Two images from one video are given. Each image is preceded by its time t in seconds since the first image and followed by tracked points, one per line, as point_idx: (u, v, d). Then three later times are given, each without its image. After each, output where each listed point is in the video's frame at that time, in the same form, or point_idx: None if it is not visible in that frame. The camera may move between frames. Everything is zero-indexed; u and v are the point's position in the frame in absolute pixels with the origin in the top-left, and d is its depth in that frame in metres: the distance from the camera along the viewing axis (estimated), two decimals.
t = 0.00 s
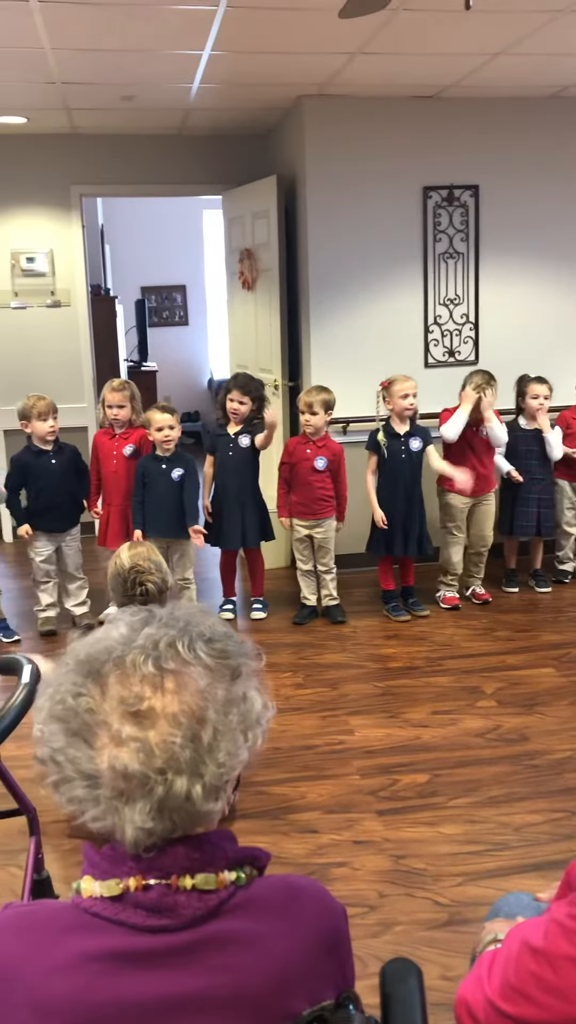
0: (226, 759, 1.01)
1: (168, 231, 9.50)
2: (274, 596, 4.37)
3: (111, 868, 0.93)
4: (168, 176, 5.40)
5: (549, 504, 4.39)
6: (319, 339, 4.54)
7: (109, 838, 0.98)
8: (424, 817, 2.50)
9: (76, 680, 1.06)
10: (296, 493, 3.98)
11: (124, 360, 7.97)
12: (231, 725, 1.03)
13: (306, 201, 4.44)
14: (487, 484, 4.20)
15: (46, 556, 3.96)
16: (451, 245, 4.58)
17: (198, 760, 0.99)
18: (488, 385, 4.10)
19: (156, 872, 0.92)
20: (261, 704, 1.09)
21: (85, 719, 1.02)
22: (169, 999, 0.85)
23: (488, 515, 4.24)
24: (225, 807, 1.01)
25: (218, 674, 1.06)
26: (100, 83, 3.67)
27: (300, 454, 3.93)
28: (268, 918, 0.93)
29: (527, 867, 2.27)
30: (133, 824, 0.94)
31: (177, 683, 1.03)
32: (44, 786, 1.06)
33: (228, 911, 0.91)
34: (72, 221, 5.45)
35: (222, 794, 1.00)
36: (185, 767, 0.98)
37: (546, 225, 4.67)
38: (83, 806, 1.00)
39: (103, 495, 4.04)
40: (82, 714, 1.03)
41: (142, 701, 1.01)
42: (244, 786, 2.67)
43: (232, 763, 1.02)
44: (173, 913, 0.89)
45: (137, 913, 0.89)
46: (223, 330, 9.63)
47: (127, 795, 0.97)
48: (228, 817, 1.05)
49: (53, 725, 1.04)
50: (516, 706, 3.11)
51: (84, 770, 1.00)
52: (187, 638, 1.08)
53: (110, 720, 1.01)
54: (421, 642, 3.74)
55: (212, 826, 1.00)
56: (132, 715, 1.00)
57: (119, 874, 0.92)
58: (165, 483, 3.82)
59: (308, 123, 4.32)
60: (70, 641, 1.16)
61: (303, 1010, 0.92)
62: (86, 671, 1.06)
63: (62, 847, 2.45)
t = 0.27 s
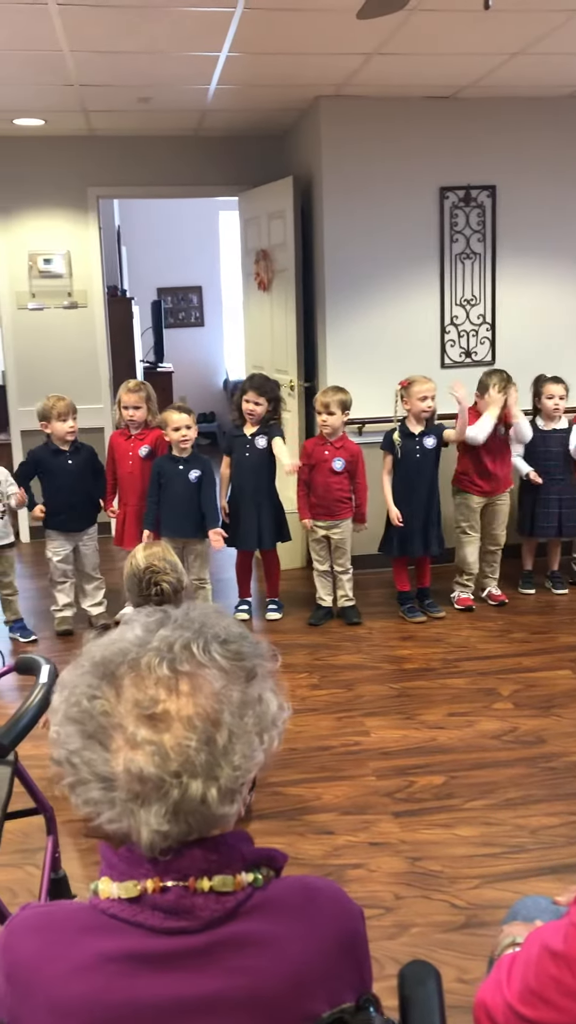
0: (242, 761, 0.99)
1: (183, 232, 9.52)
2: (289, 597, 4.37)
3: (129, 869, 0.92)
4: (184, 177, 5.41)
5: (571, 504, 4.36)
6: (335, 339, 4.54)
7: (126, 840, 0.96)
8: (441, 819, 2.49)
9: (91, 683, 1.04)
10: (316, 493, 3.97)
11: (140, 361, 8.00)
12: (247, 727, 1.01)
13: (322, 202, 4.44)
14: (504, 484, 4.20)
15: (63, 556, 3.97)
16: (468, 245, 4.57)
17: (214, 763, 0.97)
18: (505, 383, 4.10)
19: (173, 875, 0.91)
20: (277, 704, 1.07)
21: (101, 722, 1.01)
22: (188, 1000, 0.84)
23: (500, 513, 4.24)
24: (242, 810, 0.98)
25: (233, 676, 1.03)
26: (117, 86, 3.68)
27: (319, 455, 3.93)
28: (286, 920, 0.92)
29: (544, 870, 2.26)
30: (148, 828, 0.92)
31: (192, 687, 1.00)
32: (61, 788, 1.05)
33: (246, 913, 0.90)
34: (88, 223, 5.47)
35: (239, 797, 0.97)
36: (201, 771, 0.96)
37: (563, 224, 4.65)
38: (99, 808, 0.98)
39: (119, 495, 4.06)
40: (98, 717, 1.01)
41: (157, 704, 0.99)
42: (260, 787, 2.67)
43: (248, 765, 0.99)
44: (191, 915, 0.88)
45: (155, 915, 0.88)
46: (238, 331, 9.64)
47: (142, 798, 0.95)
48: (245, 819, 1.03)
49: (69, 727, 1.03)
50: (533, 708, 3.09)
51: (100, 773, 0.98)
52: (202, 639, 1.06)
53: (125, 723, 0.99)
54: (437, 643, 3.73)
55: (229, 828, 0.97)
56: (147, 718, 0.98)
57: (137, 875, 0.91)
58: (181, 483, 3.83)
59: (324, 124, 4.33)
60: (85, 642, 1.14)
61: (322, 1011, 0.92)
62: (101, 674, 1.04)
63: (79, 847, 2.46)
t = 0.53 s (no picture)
0: (269, 766, 0.98)
1: (206, 233, 9.54)
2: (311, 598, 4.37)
3: (156, 872, 0.92)
4: (209, 179, 5.43)
5: None
6: (359, 341, 4.53)
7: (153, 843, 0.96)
8: (464, 824, 2.48)
9: (119, 685, 1.04)
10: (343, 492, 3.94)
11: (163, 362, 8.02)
12: (273, 732, 1.00)
13: (348, 204, 4.43)
14: (528, 485, 4.19)
15: (87, 556, 3.98)
16: (494, 246, 4.55)
17: (240, 767, 0.96)
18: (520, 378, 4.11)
19: (201, 878, 0.91)
20: (304, 710, 1.06)
21: (128, 724, 1.00)
22: (217, 1003, 0.84)
23: (528, 512, 4.26)
24: (268, 815, 0.98)
25: (260, 681, 1.03)
26: (144, 88, 3.69)
27: (344, 456, 3.93)
28: (314, 925, 0.92)
29: (568, 877, 2.24)
30: (175, 831, 0.93)
31: (219, 691, 1.00)
32: (88, 789, 1.05)
33: (273, 917, 0.90)
34: (114, 225, 5.49)
35: (265, 802, 0.97)
36: (227, 775, 0.95)
37: None
38: (126, 810, 0.98)
39: (143, 496, 4.08)
40: (125, 719, 1.01)
41: (184, 708, 0.98)
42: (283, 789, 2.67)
43: (275, 770, 0.99)
44: (219, 919, 0.88)
45: (183, 918, 0.88)
46: (261, 332, 9.65)
47: (169, 801, 0.95)
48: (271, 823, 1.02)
49: (97, 729, 1.02)
50: (557, 713, 3.07)
51: (127, 775, 0.98)
52: (229, 642, 1.06)
53: (152, 726, 0.99)
54: (461, 646, 3.71)
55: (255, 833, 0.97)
56: (175, 722, 0.98)
57: (164, 878, 0.91)
58: (206, 483, 3.84)
59: (351, 125, 4.32)
60: (112, 643, 1.15)
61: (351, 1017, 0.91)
62: (129, 676, 1.04)
63: (102, 846, 2.48)
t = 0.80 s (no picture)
0: (296, 768, 0.97)
1: (226, 233, 9.56)
2: (330, 600, 4.36)
3: (182, 872, 0.92)
4: (230, 180, 5.44)
5: None
6: (379, 342, 4.52)
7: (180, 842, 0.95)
8: (484, 828, 2.47)
9: (148, 685, 1.03)
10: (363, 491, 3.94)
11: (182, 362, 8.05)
12: (301, 734, 0.99)
13: (370, 205, 4.43)
14: (549, 488, 4.16)
15: (109, 556, 3.99)
16: (517, 248, 4.53)
17: (267, 768, 0.95)
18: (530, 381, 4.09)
19: (227, 878, 0.90)
20: (332, 712, 1.04)
21: (156, 723, 1.00)
22: (242, 1003, 0.83)
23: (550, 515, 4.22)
24: (294, 817, 0.97)
25: (288, 682, 1.01)
26: (166, 89, 3.71)
27: (365, 457, 3.93)
28: (341, 928, 0.90)
29: None
30: (201, 830, 0.92)
31: (246, 692, 0.99)
32: (115, 789, 1.04)
33: (298, 919, 0.89)
34: (135, 226, 5.51)
35: (291, 804, 0.95)
36: (254, 775, 0.94)
37: None
38: (153, 809, 0.97)
39: (164, 496, 4.10)
40: (153, 718, 1.00)
41: (211, 707, 0.98)
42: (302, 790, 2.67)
43: (302, 772, 0.97)
44: (245, 920, 0.87)
45: (208, 918, 0.87)
46: (282, 333, 9.65)
47: (195, 801, 0.94)
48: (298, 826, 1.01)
49: (125, 727, 1.02)
50: None
51: (153, 774, 0.97)
52: (257, 643, 1.05)
53: (179, 725, 0.98)
54: (480, 649, 3.70)
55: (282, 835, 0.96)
56: (202, 721, 0.97)
57: (190, 879, 0.91)
58: (225, 483, 3.83)
59: (373, 127, 4.32)
60: (142, 644, 1.15)
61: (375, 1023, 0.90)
62: (157, 675, 1.03)
63: (122, 845, 2.48)
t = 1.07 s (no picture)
0: (328, 772, 0.96)
1: (250, 235, 9.57)
2: (354, 602, 4.35)
3: (213, 873, 0.91)
4: (257, 181, 5.45)
5: None
6: (406, 344, 4.51)
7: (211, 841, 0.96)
8: (509, 833, 2.45)
9: (182, 684, 1.03)
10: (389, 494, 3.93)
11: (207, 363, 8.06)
12: (333, 738, 0.98)
13: (397, 207, 4.42)
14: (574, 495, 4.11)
15: (136, 556, 4.00)
16: (545, 250, 4.51)
17: (299, 771, 0.94)
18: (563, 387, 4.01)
19: (258, 881, 0.89)
20: (365, 718, 1.03)
21: (189, 724, 1.00)
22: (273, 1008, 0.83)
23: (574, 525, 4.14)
24: (325, 821, 0.96)
25: (321, 687, 1.00)
26: (194, 90, 3.72)
27: (391, 460, 3.92)
28: (373, 933, 0.89)
29: None
30: (232, 832, 0.91)
31: (279, 694, 0.98)
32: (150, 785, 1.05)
33: (329, 924, 0.88)
34: (163, 228, 5.53)
35: (323, 808, 0.95)
36: (286, 778, 0.94)
37: None
38: (185, 808, 0.98)
39: (188, 496, 4.11)
40: (186, 718, 1.00)
41: (244, 708, 0.97)
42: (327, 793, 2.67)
43: (334, 776, 0.96)
44: (276, 923, 0.86)
45: (239, 921, 0.86)
46: (307, 334, 9.65)
47: (227, 802, 0.94)
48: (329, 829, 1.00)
49: (159, 726, 1.02)
50: None
51: (186, 774, 0.97)
52: (291, 646, 1.04)
53: (212, 726, 0.98)
54: (506, 653, 3.68)
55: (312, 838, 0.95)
56: (235, 722, 0.96)
57: (221, 881, 0.90)
58: (251, 483, 3.84)
59: (401, 130, 4.31)
60: (176, 641, 1.15)
61: None
62: (191, 675, 1.03)
63: (148, 845, 2.49)
